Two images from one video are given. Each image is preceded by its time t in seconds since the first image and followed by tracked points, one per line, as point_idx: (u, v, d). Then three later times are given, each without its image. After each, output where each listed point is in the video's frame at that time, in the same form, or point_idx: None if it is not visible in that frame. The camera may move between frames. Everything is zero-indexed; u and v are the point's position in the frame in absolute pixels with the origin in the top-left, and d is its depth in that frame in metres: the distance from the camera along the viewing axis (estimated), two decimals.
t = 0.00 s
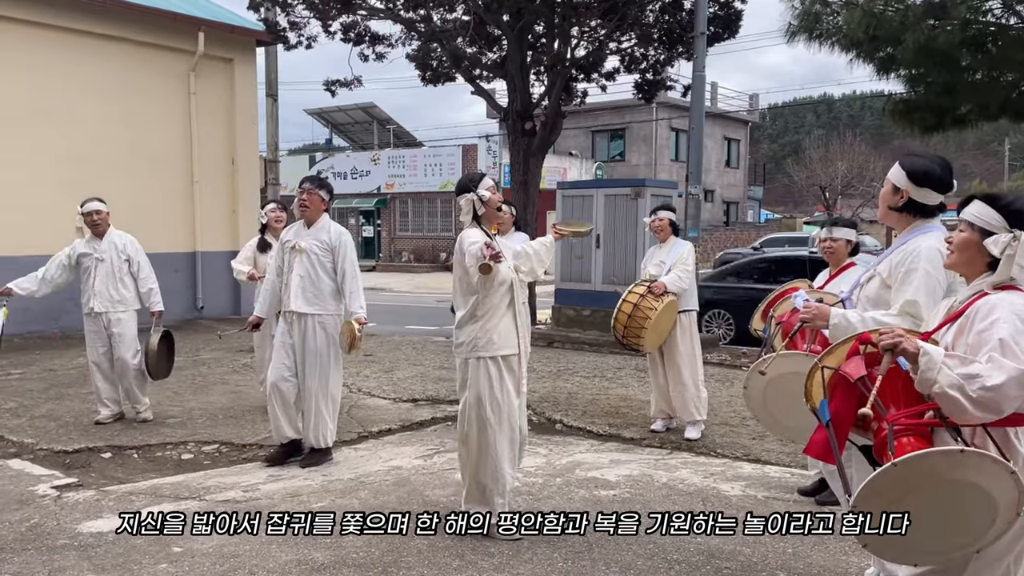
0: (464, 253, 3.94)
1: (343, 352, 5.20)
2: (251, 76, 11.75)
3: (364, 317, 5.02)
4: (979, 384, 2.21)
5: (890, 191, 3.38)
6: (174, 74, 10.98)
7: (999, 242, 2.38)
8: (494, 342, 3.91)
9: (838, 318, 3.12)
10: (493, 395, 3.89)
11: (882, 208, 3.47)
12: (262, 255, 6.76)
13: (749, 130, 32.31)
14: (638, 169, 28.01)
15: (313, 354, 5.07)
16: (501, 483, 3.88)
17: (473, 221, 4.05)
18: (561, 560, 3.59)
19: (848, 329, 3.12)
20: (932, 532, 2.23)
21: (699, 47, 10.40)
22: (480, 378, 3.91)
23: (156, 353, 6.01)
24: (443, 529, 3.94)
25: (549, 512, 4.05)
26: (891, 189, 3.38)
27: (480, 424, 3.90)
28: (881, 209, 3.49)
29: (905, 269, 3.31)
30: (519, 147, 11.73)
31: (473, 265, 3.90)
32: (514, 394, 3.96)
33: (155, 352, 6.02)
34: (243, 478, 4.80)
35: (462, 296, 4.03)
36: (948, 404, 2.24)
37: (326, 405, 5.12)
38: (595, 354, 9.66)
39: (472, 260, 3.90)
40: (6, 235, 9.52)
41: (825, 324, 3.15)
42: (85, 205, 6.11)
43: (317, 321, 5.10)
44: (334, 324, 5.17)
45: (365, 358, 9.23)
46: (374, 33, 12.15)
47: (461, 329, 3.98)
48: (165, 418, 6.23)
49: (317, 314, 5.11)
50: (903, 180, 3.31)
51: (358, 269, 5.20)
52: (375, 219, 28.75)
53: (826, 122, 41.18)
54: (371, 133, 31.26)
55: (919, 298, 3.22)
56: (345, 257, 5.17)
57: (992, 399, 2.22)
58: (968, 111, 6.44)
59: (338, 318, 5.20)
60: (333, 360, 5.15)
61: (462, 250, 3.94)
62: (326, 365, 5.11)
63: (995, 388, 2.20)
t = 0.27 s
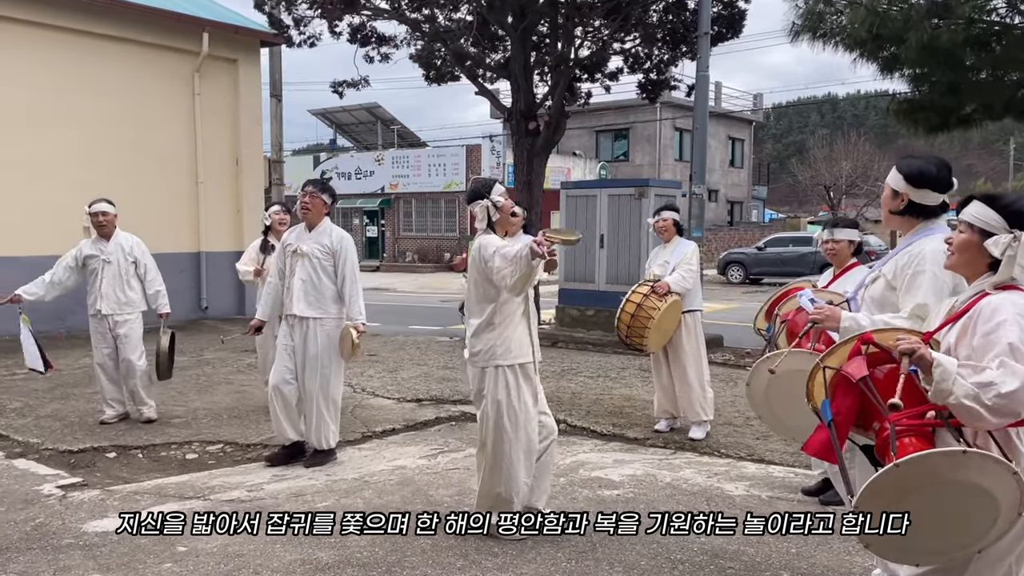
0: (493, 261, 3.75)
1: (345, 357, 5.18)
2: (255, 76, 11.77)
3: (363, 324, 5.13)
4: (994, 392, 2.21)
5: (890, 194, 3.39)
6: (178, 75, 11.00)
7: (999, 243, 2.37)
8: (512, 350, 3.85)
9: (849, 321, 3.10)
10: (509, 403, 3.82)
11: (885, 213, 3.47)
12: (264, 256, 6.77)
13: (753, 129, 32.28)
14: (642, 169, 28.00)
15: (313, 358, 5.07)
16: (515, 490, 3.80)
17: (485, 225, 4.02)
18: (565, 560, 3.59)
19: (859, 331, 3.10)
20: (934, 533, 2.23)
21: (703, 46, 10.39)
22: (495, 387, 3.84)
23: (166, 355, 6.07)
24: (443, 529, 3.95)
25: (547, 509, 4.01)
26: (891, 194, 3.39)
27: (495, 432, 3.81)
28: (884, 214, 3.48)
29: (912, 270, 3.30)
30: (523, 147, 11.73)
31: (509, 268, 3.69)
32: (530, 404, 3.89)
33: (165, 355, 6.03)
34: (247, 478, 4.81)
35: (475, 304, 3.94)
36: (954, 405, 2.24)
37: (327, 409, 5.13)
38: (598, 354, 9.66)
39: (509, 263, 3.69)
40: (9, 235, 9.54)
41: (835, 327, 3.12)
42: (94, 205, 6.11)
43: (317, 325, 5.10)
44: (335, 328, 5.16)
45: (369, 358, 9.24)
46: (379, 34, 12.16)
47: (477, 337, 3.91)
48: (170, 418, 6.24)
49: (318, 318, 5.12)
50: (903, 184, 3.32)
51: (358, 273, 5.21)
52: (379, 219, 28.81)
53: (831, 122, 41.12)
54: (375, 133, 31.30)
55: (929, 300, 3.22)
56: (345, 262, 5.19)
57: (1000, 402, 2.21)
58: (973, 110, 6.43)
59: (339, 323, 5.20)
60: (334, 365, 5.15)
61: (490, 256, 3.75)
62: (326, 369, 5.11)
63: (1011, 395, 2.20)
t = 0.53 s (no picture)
0: (531, 253, 3.67)
1: (344, 360, 5.17)
2: (257, 77, 11.78)
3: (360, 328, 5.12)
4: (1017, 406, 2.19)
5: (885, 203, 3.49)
6: (180, 76, 11.01)
7: (999, 241, 2.36)
8: (534, 345, 3.88)
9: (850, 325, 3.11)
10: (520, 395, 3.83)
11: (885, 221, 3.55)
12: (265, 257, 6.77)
13: (755, 129, 32.27)
14: (644, 169, 28.00)
15: (310, 361, 5.06)
16: (522, 482, 3.83)
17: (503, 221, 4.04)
18: (567, 560, 3.59)
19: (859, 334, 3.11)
20: (936, 530, 2.22)
21: (705, 46, 10.40)
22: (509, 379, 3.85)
23: (177, 357, 6.05)
24: (443, 529, 3.95)
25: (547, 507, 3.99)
26: (886, 203, 3.50)
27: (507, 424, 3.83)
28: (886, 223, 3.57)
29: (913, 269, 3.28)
30: (525, 147, 11.72)
31: (548, 262, 3.59)
32: (545, 399, 3.90)
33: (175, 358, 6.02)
34: (250, 478, 4.82)
35: (501, 299, 3.94)
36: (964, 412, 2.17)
37: (328, 412, 5.12)
38: (600, 354, 9.67)
39: (547, 256, 3.59)
40: (11, 235, 9.55)
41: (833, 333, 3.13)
42: (109, 203, 6.16)
43: (316, 328, 5.10)
44: (333, 330, 5.16)
45: (372, 359, 9.25)
46: (381, 34, 12.17)
47: (500, 331, 3.90)
48: (172, 418, 6.25)
49: (316, 321, 5.12)
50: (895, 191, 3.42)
51: (355, 275, 5.21)
52: (381, 220, 28.83)
53: (833, 122, 41.10)
54: (377, 133, 31.34)
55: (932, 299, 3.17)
56: (341, 265, 5.19)
57: (1010, 405, 2.18)
58: (975, 109, 6.42)
59: (337, 326, 5.20)
60: (333, 367, 5.12)
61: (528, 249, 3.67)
62: (323, 371, 5.08)
63: None
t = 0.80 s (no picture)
0: (562, 254, 3.66)
1: (339, 357, 5.18)
2: (258, 77, 11.79)
3: (353, 321, 5.16)
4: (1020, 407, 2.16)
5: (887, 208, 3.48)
6: (181, 77, 11.01)
7: (1000, 240, 2.37)
8: (560, 345, 3.88)
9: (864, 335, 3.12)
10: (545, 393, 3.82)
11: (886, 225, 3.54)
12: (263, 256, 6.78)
13: (755, 129, 32.26)
14: (645, 169, 28.00)
15: (307, 359, 5.07)
16: (538, 482, 3.80)
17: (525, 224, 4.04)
18: (569, 560, 3.59)
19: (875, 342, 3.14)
20: (943, 535, 2.22)
21: (705, 46, 10.41)
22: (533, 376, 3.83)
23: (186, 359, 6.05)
24: (444, 529, 3.95)
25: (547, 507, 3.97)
26: (887, 207, 3.49)
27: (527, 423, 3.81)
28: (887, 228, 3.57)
29: (925, 273, 3.29)
30: (525, 147, 11.71)
31: (581, 260, 3.58)
32: (566, 403, 3.89)
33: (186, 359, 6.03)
34: (251, 478, 4.82)
35: (524, 301, 3.96)
36: (967, 412, 2.13)
37: (327, 409, 5.13)
38: (601, 354, 9.66)
39: (581, 255, 3.58)
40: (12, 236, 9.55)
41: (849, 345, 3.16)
42: (125, 204, 6.18)
43: (310, 325, 5.10)
44: (327, 327, 5.17)
45: (372, 359, 9.25)
46: (382, 35, 12.18)
47: (524, 331, 3.90)
48: (173, 419, 6.25)
49: (311, 318, 5.12)
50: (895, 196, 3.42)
51: (347, 271, 5.21)
52: (382, 220, 28.83)
53: (833, 121, 41.10)
54: (377, 133, 31.35)
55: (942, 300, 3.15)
56: (334, 262, 5.17)
57: (1009, 402, 2.15)
58: (976, 109, 6.41)
59: (331, 322, 5.20)
60: (330, 364, 5.14)
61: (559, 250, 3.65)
62: (322, 370, 5.10)
63: None
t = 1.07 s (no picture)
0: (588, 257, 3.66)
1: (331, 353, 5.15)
2: (256, 77, 11.77)
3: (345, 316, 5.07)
4: (995, 392, 2.21)
5: (907, 197, 3.45)
6: (179, 77, 11.00)
7: (1004, 237, 2.38)
8: (582, 348, 3.91)
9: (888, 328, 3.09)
10: (571, 397, 3.84)
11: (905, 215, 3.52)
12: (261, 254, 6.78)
13: (753, 128, 32.27)
14: (643, 169, 27.99)
15: (301, 356, 5.06)
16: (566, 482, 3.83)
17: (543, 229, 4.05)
18: (569, 560, 3.59)
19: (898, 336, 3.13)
20: (946, 533, 2.23)
21: (703, 46, 10.41)
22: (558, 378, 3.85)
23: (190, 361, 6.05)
24: (444, 529, 3.95)
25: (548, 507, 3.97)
26: (906, 196, 3.46)
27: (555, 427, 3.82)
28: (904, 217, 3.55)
29: (943, 266, 3.28)
30: (524, 147, 11.70)
31: (610, 263, 3.58)
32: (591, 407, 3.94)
33: (190, 360, 6.02)
34: (250, 479, 4.81)
35: (545, 304, 3.92)
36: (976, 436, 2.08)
37: (324, 405, 5.12)
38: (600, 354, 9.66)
39: (609, 257, 3.57)
40: (10, 237, 9.54)
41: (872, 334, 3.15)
42: (131, 205, 6.19)
43: (304, 322, 5.10)
44: (321, 323, 5.17)
45: (371, 359, 9.24)
46: (380, 35, 12.17)
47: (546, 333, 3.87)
48: (172, 420, 6.24)
49: (304, 314, 5.11)
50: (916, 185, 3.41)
51: (341, 268, 5.17)
52: (380, 220, 28.82)
53: (831, 121, 41.12)
54: (376, 133, 31.34)
55: (957, 291, 3.09)
56: (327, 258, 5.14)
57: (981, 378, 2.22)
58: (974, 108, 6.40)
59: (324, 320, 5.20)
60: (325, 360, 5.13)
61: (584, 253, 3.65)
62: (317, 366, 5.09)
63: (1012, 393, 2.20)
